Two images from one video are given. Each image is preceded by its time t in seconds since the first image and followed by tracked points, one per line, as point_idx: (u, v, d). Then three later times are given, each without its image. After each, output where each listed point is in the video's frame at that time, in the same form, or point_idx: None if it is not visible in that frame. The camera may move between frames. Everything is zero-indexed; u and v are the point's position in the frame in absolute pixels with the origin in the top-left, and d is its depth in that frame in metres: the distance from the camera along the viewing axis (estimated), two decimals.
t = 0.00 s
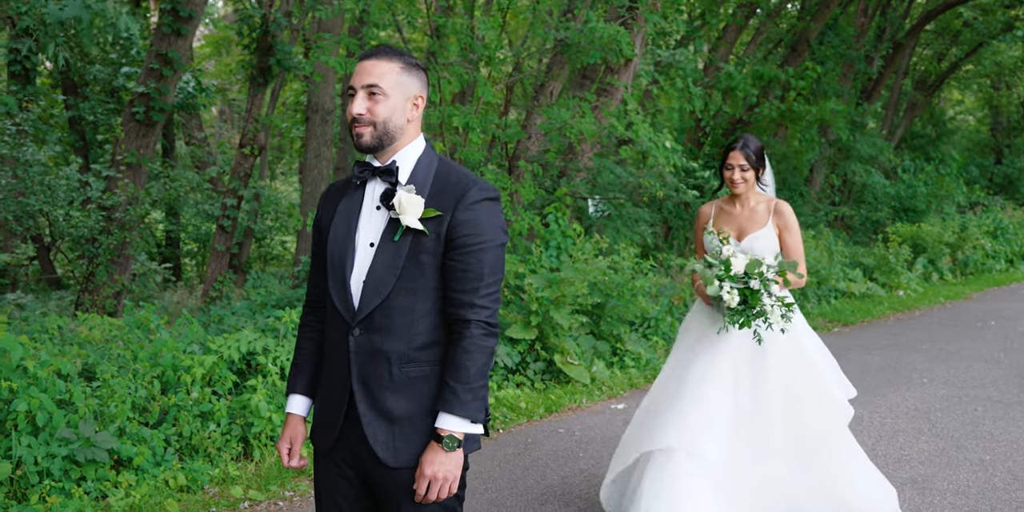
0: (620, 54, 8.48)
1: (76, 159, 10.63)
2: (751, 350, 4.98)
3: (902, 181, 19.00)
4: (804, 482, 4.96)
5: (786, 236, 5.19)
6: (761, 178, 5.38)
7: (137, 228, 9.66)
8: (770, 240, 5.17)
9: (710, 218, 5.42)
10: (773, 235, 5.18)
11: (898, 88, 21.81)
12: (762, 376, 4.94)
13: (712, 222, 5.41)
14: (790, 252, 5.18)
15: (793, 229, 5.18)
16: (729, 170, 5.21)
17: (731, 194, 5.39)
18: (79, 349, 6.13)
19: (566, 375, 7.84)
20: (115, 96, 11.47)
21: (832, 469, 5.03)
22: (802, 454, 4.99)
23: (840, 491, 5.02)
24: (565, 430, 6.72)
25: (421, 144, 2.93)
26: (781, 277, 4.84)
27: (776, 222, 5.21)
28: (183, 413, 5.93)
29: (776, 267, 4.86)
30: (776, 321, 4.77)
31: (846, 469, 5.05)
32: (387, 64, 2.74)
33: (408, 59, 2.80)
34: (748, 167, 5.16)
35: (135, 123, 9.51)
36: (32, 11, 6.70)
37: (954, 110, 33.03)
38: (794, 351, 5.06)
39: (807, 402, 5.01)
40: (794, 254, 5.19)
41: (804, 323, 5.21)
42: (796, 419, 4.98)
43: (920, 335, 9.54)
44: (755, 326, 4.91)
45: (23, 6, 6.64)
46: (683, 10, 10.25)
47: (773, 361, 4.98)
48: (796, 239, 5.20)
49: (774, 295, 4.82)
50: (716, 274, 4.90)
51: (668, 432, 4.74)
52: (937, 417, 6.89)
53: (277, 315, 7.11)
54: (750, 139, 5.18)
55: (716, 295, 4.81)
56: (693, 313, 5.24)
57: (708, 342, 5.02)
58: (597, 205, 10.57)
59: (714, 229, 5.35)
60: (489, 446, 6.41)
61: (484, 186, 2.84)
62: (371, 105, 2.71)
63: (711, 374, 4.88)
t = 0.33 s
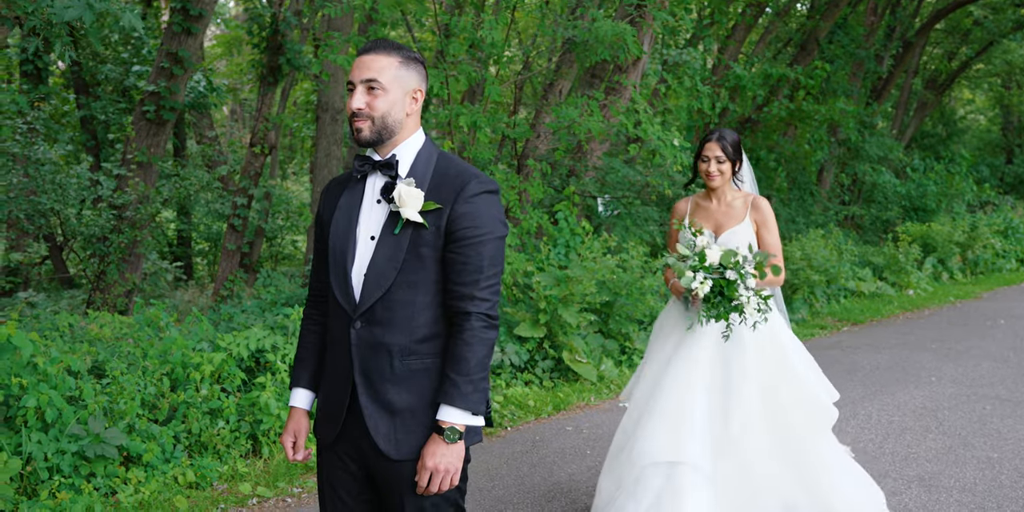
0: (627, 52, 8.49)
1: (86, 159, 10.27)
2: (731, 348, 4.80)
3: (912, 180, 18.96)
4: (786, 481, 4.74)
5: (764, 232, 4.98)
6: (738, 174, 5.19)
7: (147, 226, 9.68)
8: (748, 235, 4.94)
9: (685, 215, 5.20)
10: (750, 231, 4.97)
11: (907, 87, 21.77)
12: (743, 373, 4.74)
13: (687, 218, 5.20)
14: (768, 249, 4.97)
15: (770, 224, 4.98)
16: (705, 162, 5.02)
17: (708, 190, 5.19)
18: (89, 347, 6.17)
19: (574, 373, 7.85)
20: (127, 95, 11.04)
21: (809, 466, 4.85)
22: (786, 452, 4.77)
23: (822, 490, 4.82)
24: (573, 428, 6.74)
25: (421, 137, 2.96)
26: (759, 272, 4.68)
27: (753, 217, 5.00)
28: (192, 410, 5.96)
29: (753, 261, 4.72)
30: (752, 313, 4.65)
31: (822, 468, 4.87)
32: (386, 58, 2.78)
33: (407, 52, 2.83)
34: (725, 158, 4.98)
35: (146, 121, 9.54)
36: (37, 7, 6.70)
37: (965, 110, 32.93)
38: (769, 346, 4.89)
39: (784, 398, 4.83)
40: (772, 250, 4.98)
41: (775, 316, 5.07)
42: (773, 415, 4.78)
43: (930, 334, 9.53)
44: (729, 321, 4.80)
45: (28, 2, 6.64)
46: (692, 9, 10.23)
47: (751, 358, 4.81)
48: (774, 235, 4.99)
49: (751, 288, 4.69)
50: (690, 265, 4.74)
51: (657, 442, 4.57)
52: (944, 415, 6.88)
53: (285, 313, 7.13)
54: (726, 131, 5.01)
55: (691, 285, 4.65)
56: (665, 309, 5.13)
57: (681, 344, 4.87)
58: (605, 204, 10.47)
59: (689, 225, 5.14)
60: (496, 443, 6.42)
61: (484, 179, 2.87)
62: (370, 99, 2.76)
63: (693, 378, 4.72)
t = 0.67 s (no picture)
0: (640, 50, 8.52)
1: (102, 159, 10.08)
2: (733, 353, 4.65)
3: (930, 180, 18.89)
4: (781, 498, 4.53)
5: (762, 228, 4.80)
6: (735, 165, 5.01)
7: (163, 225, 9.58)
8: (745, 232, 4.78)
9: (682, 209, 5.05)
10: (747, 228, 4.80)
11: (924, 86, 21.70)
12: (744, 380, 4.56)
13: (683, 213, 5.05)
14: (766, 246, 4.81)
15: (769, 220, 4.80)
16: (701, 157, 4.82)
17: (705, 183, 5.03)
18: (105, 344, 6.21)
19: (588, 372, 7.85)
20: (144, 95, 10.82)
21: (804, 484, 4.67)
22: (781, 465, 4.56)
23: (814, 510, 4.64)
24: (586, 426, 6.75)
25: (427, 131, 3.07)
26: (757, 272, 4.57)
27: (751, 213, 4.83)
28: (206, 407, 6.00)
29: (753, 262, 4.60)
30: (752, 321, 4.53)
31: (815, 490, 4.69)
32: (392, 50, 2.88)
33: (413, 45, 2.93)
34: (721, 153, 4.78)
35: (162, 120, 9.49)
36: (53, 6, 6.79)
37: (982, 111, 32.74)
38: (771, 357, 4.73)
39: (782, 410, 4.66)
40: (771, 247, 4.81)
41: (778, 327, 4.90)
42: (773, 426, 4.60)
43: (946, 333, 9.51)
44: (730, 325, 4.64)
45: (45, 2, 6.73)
46: (704, 8, 10.25)
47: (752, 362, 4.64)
48: (773, 231, 4.81)
49: (751, 292, 4.60)
50: (691, 270, 4.64)
51: (649, 443, 4.50)
52: (960, 414, 6.86)
53: (299, 311, 7.18)
54: (721, 122, 4.79)
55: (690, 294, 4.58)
56: (663, 311, 5.02)
57: (680, 348, 4.78)
58: (619, 203, 10.54)
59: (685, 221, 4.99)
60: (508, 441, 6.43)
61: (490, 172, 2.96)
62: (377, 91, 2.85)
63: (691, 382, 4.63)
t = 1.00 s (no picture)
0: (659, 48, 8.51)
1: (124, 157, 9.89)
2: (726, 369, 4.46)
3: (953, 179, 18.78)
4: None
5: (767, 234, 4.64)
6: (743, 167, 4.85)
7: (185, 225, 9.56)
8: (749, 236, 4.63)
9: (686, 210, 4.90)
10: (753, 232, 4.64)
11: (948, 84, 21.55)
12: (738, 392, 4.40)
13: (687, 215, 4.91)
14: (773, 252, 4.62)
15: (776, 226, 4.62)
16: (707, 155, 4.67)
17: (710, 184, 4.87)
18: (124, 342, 6.24)
19: (606, 371, 7.84)
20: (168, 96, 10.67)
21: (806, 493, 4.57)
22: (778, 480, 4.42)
23: None
24: (603, 426, 6.73)
25: (440, 124, 3.19)
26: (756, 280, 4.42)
27: (758, 217, 4.67)
28: (224, 405, 6.04)
29: (750, 270, 4.45)
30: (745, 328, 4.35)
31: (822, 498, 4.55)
32: (404, 44, 2.99)
33: (425, 38, 3.04)
34: (727, 152, 4.63)
35: (183, 120, 9.57)
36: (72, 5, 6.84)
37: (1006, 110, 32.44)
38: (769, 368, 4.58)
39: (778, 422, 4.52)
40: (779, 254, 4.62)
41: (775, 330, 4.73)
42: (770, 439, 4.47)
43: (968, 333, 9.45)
44: (719, 333, 4.47)
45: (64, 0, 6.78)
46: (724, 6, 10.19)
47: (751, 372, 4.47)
48: (781, 238, 4.63)
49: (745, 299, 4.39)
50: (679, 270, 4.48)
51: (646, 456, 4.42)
52: (982, 415, 6.80)
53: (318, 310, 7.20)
54: (730, 121, 4.65)
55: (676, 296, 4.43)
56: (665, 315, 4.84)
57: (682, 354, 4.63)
58: (639, 202, 10.44)
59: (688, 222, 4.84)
60: (525, 440, 6.42)
61: (502, 166, 3.07)
62: (389, 84, 2.97)
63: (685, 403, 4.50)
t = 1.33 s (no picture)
0: (682, 48, 8.49)
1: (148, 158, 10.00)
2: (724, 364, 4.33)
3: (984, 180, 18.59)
4: None
5: (772, 225, 4.39)
6: (752, 155, 4.62)
7: (208, 224, 9.30)
8: (753, 228, 4.42)
9: (692, 202, 4.72)
10: (756, 224, 4.42)
11: (977, 84, 21.33)
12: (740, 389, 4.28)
13: (691, 209, 4.72)
14: (780, 244, 4.39)
15: (783, 216, 4.38)
16: (708, 145, 4.45)
17: (716, 175, 4.68)
18: (145, 341, 6.27)
19: (628, 372, 7.80)
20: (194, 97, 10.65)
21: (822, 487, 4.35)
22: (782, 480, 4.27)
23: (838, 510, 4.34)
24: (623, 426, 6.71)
25: (451, 123, 3.21)
26: (754, 275, 4.25)
27: (762, 207, 4.43)
28: (244, 404, 6.06)
29: (750, 264, 4.27)
30: (735, 325, 4.16)
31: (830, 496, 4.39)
32: (416, 43, 3.00)
33: (437, 38, 3.05)
34: (727, 141, 4.40)
35: (206, 121, 9.52)
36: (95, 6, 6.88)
37: None
38: (773, 359, 4.40)
39: (784, 414, 4.34)
40: (785, 246, 4.39)
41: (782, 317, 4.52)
42: (775, 435, 4.31)
43: (996, 335, 9.34)
44: (708, 329, 4.36)
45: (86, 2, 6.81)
46: (748, 5, 10.14)
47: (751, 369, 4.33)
48: (788, 229, 4.39)
49: (737, 293, 4.18)
50: (666, 261, 4.36)
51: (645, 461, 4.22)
52: (1010, 417, 6.69)
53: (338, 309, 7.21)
54: (731, 109, 4.43)
55: (660, 287, 4.28)
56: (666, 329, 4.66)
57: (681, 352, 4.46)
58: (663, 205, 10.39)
59: (693, 216, 4.67)
60: (544, 441, 6.40)
61: (513, 165, 3.09)
62: (401, 84, 2.97)
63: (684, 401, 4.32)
